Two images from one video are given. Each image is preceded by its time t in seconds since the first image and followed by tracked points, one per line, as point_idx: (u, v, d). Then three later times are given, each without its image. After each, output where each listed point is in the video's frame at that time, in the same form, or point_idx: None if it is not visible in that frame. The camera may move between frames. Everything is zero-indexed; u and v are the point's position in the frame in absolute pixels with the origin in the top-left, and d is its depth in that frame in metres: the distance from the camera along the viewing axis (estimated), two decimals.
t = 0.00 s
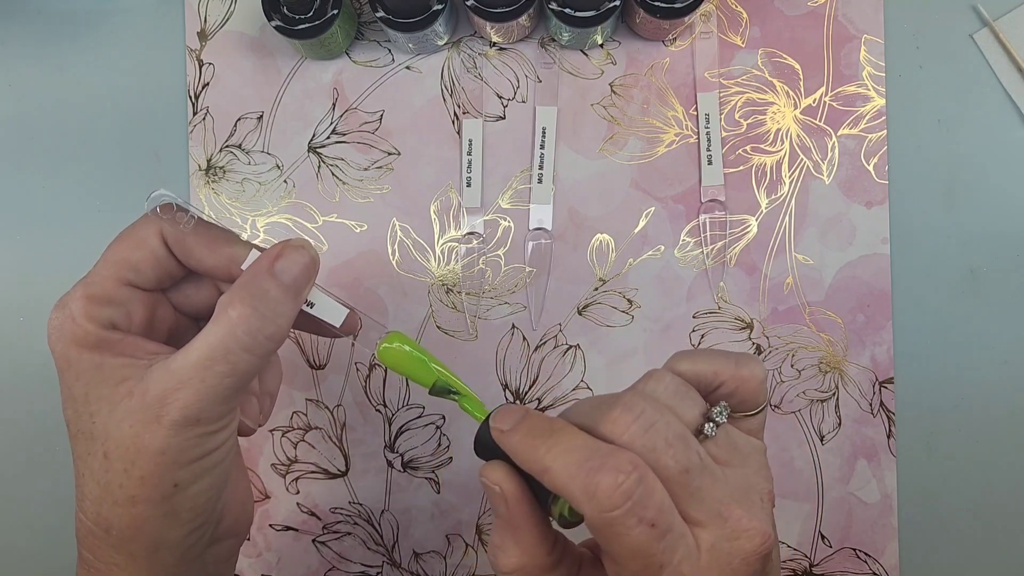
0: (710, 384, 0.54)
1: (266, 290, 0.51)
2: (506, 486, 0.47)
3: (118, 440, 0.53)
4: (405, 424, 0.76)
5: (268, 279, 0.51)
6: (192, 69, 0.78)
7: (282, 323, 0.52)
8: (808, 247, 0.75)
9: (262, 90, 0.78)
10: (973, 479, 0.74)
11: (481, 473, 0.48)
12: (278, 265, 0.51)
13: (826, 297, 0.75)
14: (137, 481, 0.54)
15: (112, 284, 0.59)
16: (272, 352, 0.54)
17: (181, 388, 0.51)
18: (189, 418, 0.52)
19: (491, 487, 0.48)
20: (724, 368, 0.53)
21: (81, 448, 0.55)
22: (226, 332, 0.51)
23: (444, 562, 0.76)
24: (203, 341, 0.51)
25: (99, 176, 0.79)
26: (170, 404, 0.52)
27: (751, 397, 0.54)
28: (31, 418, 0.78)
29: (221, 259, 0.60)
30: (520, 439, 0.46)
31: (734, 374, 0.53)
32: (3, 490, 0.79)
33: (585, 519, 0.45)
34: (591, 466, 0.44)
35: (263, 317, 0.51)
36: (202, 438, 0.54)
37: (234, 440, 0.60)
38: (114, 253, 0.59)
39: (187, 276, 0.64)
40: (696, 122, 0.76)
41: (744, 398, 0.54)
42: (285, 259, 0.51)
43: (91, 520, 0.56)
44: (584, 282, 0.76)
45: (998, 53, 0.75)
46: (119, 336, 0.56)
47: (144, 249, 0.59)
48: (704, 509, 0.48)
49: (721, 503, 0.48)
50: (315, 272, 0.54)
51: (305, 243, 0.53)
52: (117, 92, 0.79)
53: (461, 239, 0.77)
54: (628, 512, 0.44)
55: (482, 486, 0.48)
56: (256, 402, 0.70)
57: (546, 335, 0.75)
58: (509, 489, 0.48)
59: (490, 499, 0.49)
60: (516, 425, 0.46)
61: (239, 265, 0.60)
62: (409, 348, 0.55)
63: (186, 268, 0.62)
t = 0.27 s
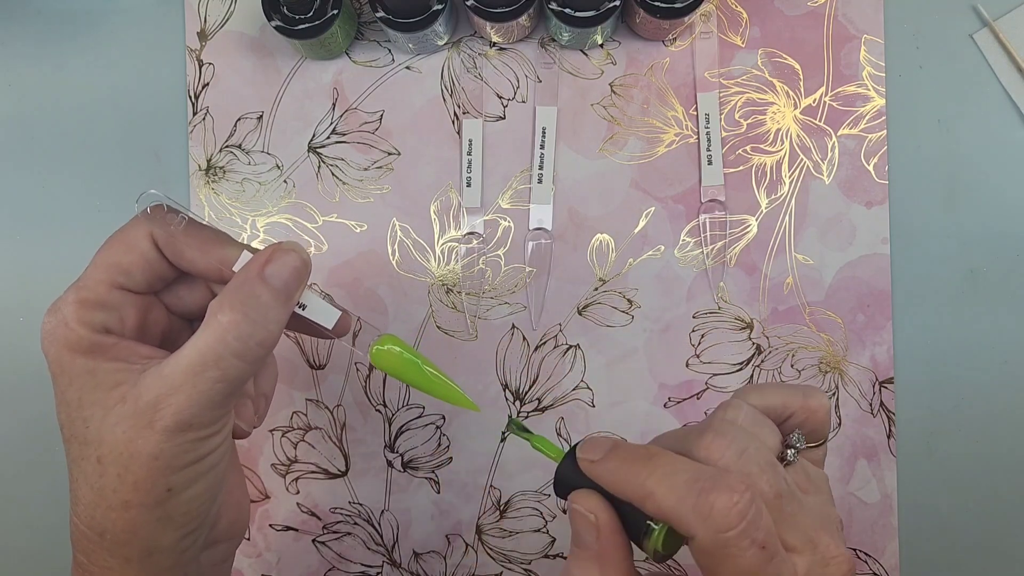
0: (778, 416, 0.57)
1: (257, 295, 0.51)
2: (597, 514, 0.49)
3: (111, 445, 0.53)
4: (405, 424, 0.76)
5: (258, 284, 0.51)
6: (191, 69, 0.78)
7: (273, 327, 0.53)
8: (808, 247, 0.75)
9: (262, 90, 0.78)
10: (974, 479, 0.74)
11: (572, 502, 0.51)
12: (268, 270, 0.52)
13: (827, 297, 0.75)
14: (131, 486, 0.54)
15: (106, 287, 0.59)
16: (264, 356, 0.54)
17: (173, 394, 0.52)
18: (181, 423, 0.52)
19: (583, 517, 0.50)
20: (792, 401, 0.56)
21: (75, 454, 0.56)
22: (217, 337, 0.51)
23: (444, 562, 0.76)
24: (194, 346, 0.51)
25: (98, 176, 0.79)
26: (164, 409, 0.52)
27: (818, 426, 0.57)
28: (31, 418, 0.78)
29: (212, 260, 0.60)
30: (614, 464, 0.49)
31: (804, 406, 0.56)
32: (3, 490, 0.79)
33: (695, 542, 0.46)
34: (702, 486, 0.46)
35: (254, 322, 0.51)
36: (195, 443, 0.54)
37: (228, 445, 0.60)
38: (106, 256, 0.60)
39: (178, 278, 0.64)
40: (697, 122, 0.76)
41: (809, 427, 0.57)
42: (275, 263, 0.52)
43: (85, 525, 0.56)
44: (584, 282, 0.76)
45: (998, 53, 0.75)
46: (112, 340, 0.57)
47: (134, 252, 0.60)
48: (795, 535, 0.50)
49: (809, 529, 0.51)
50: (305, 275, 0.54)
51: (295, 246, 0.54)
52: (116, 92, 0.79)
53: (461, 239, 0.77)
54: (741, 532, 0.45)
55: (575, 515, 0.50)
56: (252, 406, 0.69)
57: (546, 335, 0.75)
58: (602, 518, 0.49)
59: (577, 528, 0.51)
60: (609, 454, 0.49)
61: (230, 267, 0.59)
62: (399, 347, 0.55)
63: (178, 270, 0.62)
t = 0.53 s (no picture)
0: (721, 356, 0.58)
1: (265, 295, 0.51)
2: (526, 455, 0.47)
3: (115, 446, 0.53)
4: (405, 424, 0.76)
5: (267, 285, 0.51)
6: (192, 69, 0.78)
7: (282, 329, 0.53)
8: (808, 247, 0.75)
9: (262, 89, 0.78)
10: (974, 479, 0.74)
11: (496, 447, 0.48)
12: (277, 271, 0.51)
13: (827, 297, 0.75)
14: (135, 487, 0.54)
15: (109, 287, 0.59)
16: (271, 358, 0.54)
17: (180, 394, 0.52)
18: (188, 423, 0.52)
19: (511, 460, 0.47)
20: (735, 341, 0.58)
21: (77, 455, 0.55)
22: (226, 338, 0.51)
23: (444, 562, 0.76)
24: (203, 347, 0.51)
25: (99, 176, 0.79)
26: (170, 409, 0.52)
27: (760, 369, 0.59)
28: (31, 418, 0.78)
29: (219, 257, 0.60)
30: (546, 401, 0.46)
31: (746, 347, 0.58)
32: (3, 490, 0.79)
33: (626, 475, 0.46)
34: (637, 421, 0.45)
35: (263, 323, 0.52)
36: (201, 443, 0.54)
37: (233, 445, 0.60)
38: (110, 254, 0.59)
39: (182, 276, 0.64)
40: (697, 122, 0.76)
41: (751, 370, 0.59)
42: (284, 265, 0.51)
43: (87, 525, 0.56)
44: (584, 282, 0.76)
45: (998, 53, 0.75)
46: (118, 341, 0.56)
47: (140, 250, 0.59)
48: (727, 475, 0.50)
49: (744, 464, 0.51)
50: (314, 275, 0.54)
51: (304, 245, 0.53)
52: (117, 92, 0.79)
53: (461, 239, 0.77)
54: (675, 467, 0.44)
55: (500, 462, 0.48)
56: (257, 404, 0.70)
57: (546, 335, 0.75)
58: (530, 459, 0.47)
59: (509, 474, 0.48)
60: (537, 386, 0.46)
61: (238, 262, 0.59)
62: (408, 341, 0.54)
63: (182, 268, 0.62)
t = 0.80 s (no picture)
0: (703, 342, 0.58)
1: (263, 296, 0.51)
2: (507, 429, 0.48)
3: (113, 448, 0.53)
4: (405, 424, 0.76)
5: (264, 286, 0.51)
6: (191, 69, 0.78)
7: (279, 329, 0.53)
8: (808, 247, 0.75)
9: (262, 89, 0.78)
10: (974, 479, 0.74)
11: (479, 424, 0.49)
12: (274, 272, 0.51)
13: (827, 297, 0.75)
14: (133, 488, 0.54)
15: (106, 288, 0.59)
16: (269, 359, 0.54)
17: (178, 396, 0.52)
18: (186, 424, 0.52)
19: (493, 435, 0.48)
20: (715, 326, 0.58)
21: (74, 456, 0.55)
22: (223, 339, 0.51)
23: (444, 562, 0.76)
24: (201, 349, 0.51)
25: (99, 176, 0.79)
26: (169, 410, 0.52)
27: (739, 354, 0.59)
28: (31, 417, 0.78)
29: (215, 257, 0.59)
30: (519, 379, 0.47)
31: (726, 331, 0.58)
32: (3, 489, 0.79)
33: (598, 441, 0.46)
34: (605, 387, 0.45)
35: (261, 324, 0.52)
36: (199, 444, 0.54)
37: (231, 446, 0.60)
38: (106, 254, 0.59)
39: (178, 277, 0.63)
40: (697, 122, 0.76)
41: (732, 355, 0.59)
42: (281, 265, 0.51)
43: (85, 527, 0.56)
44: (583, 282, 0.76)
45: (998, 53, 0.75)
46: (114, 342, 0.56)
47: (135, 251, 0.59)
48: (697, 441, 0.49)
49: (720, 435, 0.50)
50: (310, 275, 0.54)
51: (300, 246, 0.53)
52: (116, 92, 0.79)
53: (461, 239, 0.77)
54: (643, 428, 0.44)
55: (483, 438, 0.49)
56: (254, 404, 0.70)
57: (546, 335, 0.75)
58: (512, 434, 0.48)
59: (492, 450, 0.49)
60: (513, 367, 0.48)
61: (234, 262, 0.59)
62: (405, 336, 0.53)
63: (178, 268, 0.62)
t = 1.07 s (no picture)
0: (766, 378, 0.61)
1: (264, 300, 0.51)
2: (604, 455, 0.49)
3: (114, 450, 0.53)
4: (405, 424, 0.76)
5: (264, 290, 0.51)
6: (192, 69, 0.78)
7: (279, 334, 0.52)
8: (808, 247, 0.75)
9: (262, 89, 0.78)
10: (974, 479, 0.74)
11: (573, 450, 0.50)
12: (275, 275, 0.51)
13: (827, 297, 0.75)
14: (134, 491, 0.54)
15: (107, 291, 0.59)
16: (269, 363, 0.54)
17: (179, 399, 0.52)
18: (186, 428, 0.52)
19: (589, 458, 0.49)
20: (778, 363, 0.60)
21: (76, 459, 0.56)
22: (223, 344, 0.51)
23: (444, 562, 0.76)
24: (201, 353, 0.51)
25: (99, 176, 0.79)
26: (169, 414, 0.52)
27: (801, 388, 0.61)
28: (31, 417, 0.78)
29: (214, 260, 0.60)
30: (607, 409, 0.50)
31: (788, 367, 0.60)
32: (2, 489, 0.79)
33: (693, 465, 0.47)
34: (695, 412, 0.48)
35: (261, 328, 0.51)
36: (200, 447, 0.54)
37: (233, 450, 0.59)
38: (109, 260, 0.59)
39: (179, 281, 0.64)
40: (696, 122, 0.76)
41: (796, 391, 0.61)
42: (283, 269, 0.51)
43: (86, 529, 0.56)
44: (584, 282, 0.76)
45: (998, 53, 0.75)
46: (115, 346, 0.57)
47: (136, 254, 0.59)
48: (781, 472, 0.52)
49: (796, 462, 0.53)
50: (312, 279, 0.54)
51: (301, 250, 0.53)
52: (116, 92, 0.79)
53: (461, 239, 0.77)
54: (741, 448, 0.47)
55: (576, 463, 0.49)
56: (255, 406, 0.70)
57: (546, 335, 0.75)
58: (608, 459, 0.49)
59: (582, 478, 0.50)
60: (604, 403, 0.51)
61: (236, 265, 0.59)
62: (406, 339, 0.55)
63: (178, 271, 0.62)
